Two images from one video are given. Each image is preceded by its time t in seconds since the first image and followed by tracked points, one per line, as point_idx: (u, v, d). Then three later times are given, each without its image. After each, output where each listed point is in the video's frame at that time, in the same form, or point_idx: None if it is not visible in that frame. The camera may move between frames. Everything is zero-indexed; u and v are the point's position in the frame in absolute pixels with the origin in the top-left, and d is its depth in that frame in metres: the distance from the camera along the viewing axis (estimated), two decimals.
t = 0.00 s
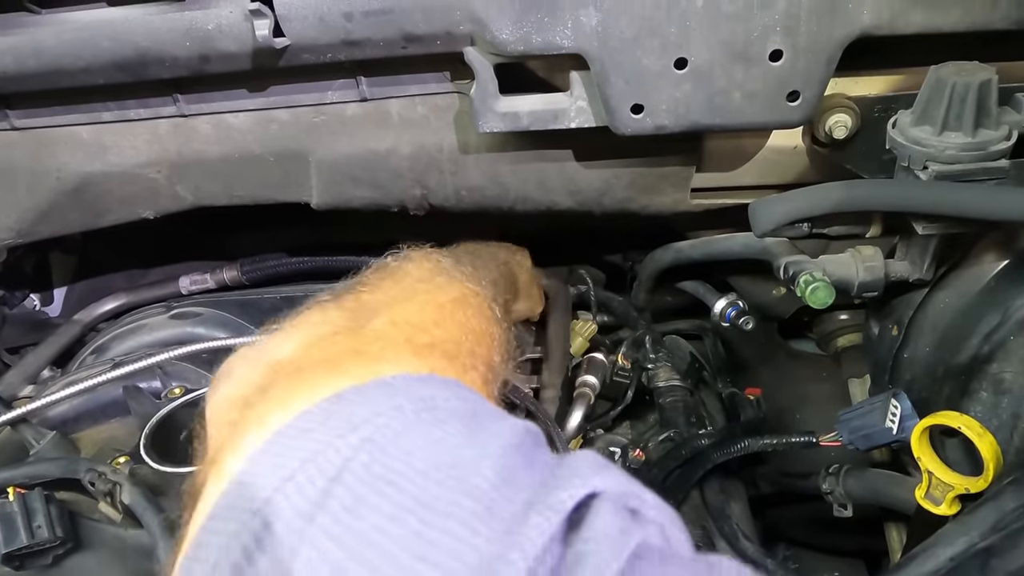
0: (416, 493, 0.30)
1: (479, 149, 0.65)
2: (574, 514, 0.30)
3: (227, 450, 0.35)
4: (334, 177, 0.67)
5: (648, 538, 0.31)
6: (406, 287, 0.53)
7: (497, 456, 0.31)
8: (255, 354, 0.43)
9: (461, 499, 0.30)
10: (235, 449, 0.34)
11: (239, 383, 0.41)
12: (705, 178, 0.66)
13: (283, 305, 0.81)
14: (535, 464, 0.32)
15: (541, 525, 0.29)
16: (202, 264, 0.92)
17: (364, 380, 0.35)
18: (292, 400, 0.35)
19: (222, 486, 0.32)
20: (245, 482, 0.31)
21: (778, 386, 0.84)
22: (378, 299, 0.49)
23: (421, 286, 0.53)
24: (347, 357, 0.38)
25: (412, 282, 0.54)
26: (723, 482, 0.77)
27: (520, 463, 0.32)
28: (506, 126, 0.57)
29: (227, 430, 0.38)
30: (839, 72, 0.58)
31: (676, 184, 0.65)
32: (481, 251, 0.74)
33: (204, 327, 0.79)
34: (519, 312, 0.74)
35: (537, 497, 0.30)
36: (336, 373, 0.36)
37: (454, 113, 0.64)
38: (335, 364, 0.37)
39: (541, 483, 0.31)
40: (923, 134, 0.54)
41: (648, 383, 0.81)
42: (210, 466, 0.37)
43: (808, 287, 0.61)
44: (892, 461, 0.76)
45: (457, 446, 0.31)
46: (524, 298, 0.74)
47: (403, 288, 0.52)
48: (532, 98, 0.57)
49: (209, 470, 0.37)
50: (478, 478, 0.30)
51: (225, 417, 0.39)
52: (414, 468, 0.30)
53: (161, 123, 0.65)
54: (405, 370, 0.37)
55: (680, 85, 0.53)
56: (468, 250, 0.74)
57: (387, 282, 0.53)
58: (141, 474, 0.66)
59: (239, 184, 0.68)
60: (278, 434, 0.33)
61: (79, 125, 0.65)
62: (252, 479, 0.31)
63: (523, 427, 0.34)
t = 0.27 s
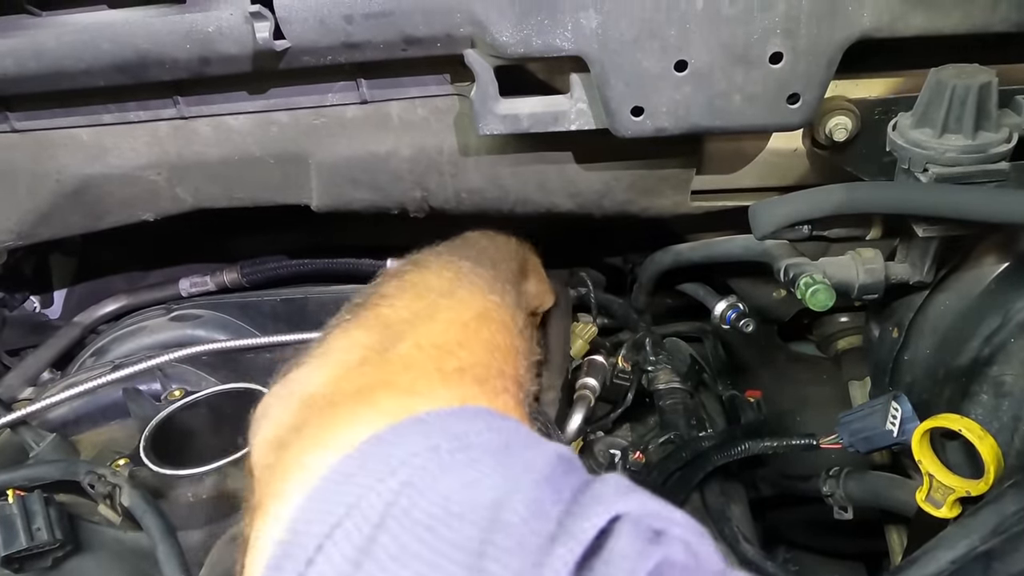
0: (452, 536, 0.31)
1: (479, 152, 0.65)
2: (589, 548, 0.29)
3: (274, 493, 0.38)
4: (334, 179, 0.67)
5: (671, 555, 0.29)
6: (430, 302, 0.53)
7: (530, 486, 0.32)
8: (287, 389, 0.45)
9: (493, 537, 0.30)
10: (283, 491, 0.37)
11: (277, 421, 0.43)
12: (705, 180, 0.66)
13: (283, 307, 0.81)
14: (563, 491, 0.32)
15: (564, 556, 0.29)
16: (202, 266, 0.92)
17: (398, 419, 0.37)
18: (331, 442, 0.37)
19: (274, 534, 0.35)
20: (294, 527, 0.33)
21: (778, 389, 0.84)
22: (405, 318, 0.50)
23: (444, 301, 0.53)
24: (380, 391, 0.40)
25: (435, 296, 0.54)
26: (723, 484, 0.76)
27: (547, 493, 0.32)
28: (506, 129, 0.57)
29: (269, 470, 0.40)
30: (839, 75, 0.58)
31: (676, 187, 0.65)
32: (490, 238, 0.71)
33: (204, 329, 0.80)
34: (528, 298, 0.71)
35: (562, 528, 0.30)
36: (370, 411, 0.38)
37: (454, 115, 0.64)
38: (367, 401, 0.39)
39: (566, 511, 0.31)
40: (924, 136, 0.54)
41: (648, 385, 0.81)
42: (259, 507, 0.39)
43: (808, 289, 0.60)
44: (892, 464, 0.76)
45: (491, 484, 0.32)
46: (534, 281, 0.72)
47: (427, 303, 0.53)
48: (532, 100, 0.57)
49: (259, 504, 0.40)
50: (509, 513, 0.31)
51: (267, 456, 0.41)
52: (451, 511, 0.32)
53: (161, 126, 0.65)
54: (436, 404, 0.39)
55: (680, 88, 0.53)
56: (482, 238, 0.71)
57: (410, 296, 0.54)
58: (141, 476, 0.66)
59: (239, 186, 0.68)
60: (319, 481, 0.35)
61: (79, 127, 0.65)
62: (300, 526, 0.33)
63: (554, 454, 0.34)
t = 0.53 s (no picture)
0: (427, 538, 0.30)
1: (480, 153, 0.65)
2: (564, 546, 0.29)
3: (246, 497, 0.36)
4: (334, 180, 0.67)
5: (642, 555, 0.29)
6: (409, 304, 0.53)
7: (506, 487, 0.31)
8: (262, 395, 0.43)
9: (465, 538, 0.29)
10: (254, 495, 0.36)
11: (251, 427, 0.42)
12: (705, 181, 0.66)
13: (283, 308, 0.81)
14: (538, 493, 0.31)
15: (536, 556, 0.28)
16: (202, 268, 0.92)
17: (376, 420, 0.36)
18: (306, 445, 0.36)
19: (249, 539, 0.34)
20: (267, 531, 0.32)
21: (779, 391, 0.83)
22: (380, 322, 0.49)
23: (421, 304, 0.53)
24: (356, 393, 0.39)
25: (414, 297, 0.54)
26: (723, 485, 0.76)
27: (521, 494, 0.31)
28: (507, 130, 0.57)
29: (244, 476, 0.39)
30: (839, 76, 0.59)
31: (676, 188, 0.65)
32: (483, 240, 0.73)
33: (204, 330, 0.80)
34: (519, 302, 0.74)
35: (534, 527, 0.29)
36: (346, 413, 0.37)
37: (454, 116, 0.64)
38: (344, 403, 0.38)
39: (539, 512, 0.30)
40: (923, 137, 0.55)
41: (648, 387, 0.81)
42: (234, 513, 0.38)
43: (808, 290, 0.60)
44: (892, 465, 0.76)
45: (464, 485, 0.31)
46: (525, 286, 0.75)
47: (406, 305, 0.53)
48: (532, 102, 0.57)
49: (234, 513, 0.39)
50: (481, 513, 0.30)
51: (243, 463, 0.40)
52: (424, 512, 0.31)
53: (162, 127, 0.65)
54: (414, 404, 0.38)
55: (680, 89, 0.54)
56: (469, 241, 0.72)
57: (391, 301, 0.53)
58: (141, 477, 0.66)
59: (239, 188, 0.68)
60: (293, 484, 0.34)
61: (80, 128, 0.66)
62: (273, 532, 0.32)
63: (528, 457, 0.33)
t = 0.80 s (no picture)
0: (419, 533, 0.30)
1: (480, 154, 0.65)
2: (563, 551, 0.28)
3: (239, 490, 0.36)
4: (335, 181, 0.67)
5: (641, 563, 0.29)
6: (412, 306, 0.53)
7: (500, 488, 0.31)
8: (260, 392, 0.44)
9: (460, 538, 0.29)
10: (247, 488, 0.36)
11: (247, 423, 0.42)
12: (705, 182, 0.66)
13: (284, 309, 0.81)
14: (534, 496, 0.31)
15: (534, 559, 0.28)
16: (202, 269, 0.92)
17: (372, 415, 0.36)
18: (299, 440, 0.36)
19: (237, 531, 0.33)
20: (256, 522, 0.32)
21: (778, 391, 0.84)
22: (380, 322, 0.49)
23: (422, 305, 0.53)
24: (353, 390, 0.39)
25: (422, 301, 0.54)
26: (723, 486, 0.76)
27: (518, 497, 0.31)
28: (507, 131, 0.58)
29: (238, 471, 0.39)
30: (839, 77, 0.59)
31: (676, 189, 0.65)
32: (500, 253, 0.74)
33: (204, 331, 0.80)
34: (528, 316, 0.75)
35: (533, 530, 0.29)
36: (343, 409, 0.37)
37: (454, 118, 0.64)
38: (341, 399, 0.38)
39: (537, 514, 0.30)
40: (923, 139, 0.55)
41: (648, 388, 0.81)
42: (226, 507, 0.38)
43: (807, 291, 0.61)
44: (892, 466, 0.76)
45: (459, 484, 0.31)
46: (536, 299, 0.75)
47: (411, 307, 0.53)
48: (533, 103, 0.57)
49: (226, 506, 0.38)
50: (477, 515, 0.30)
51: (238, 458, 0.40)
52: (417, 507, 0.30)
53: (162, 128, 0.65)
54: (410, 402, 0.38)
55: (680, 90, 0.54)
56: (487, 254, 0.73)
57: (392, 303, 0.54)
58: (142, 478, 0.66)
59: (240, 189, 0.68)
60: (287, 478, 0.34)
61: (80, 130, 0.66)
62: (261, 527, 0.32)
63: (524, 458, 0.33)
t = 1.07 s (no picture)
0: (421, 521, 0.30)
1: (480, 156, 0.65)
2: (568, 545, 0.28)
3: (232, 474, 0.36)
4: (335, 183, 0.67)
5: (647, 558, 0.29)
6: (413, 301, 0.53)
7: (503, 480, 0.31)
8: (256, 378, 0.44)
9: (464, 529, 0.29)
10: (239, 471, 0.36)
11: (243, 407, 0.42)
12: (705, 184, 0.66)
13: (283, 311, 0.81)
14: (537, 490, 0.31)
15: (541, 550, 0.28)
16: (202, 271, 0.92)
17: (369, 405, 0.36)
18: (295, 425, 0.36)
19: (229, 514, 0.33)
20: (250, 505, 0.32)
21: (778, 392, 0.83)
22: (380, 315, 0.49)
23: (424, 301, 0.53)
24: (352, 380, 0.39)
25: (424, 298, 0.54)
26: (723, 488, 0.76)
27: (520, 490, 0.31)
28: (507, 133, 0.58)
29: (231, 455, 0.39)
30: (839, 79, 0.59)
31: (676, 191, 0.66)
32: (504, 261, 0.74)
33: (204, 333, 0.80)
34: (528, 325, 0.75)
35: (538, 522, 0.29)
36: (340, 398, 0.37)
37: (454, 119, 0.64)
38: (339, 387, 0.38)
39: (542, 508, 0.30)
40: (922, 140, 0.55)
41: (648, 390, 0.81)
42: (218, 490, 0.38)
43: (807, 292, 0.61)
44: (892, 468, 0.76)
45: (460, 475, 0.31)
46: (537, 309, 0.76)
47: (413, 303, 0.53)
48: (533, 104, 0.57)
49: (217, 491, 0.38)
50: (480, 506, 0.30)
51: (232, 442, 0.40)
52: (418, 496, 0.31)
53: (162, 130, 0.65)
54: (408, 394, 0.38)
55: (680, 92, 0.54)
56: (490, 261, 0.73)
57: (393, 297, 0.54)
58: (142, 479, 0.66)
59: (240, 191, 0.68)
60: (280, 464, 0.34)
61: (80, 132, 0.66)
62: (251, 515, 0.32)
63: (526, 451, 0.33)
